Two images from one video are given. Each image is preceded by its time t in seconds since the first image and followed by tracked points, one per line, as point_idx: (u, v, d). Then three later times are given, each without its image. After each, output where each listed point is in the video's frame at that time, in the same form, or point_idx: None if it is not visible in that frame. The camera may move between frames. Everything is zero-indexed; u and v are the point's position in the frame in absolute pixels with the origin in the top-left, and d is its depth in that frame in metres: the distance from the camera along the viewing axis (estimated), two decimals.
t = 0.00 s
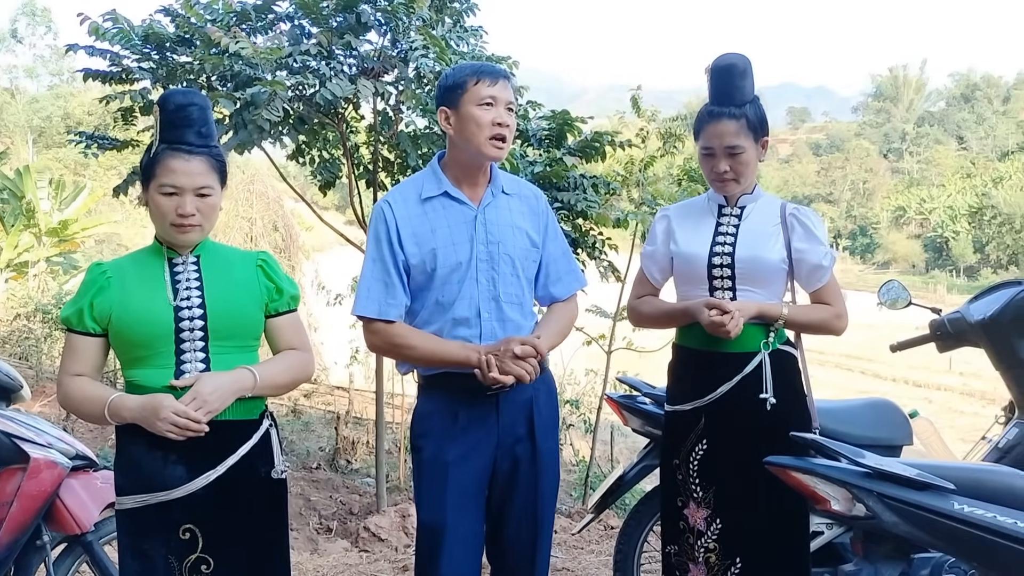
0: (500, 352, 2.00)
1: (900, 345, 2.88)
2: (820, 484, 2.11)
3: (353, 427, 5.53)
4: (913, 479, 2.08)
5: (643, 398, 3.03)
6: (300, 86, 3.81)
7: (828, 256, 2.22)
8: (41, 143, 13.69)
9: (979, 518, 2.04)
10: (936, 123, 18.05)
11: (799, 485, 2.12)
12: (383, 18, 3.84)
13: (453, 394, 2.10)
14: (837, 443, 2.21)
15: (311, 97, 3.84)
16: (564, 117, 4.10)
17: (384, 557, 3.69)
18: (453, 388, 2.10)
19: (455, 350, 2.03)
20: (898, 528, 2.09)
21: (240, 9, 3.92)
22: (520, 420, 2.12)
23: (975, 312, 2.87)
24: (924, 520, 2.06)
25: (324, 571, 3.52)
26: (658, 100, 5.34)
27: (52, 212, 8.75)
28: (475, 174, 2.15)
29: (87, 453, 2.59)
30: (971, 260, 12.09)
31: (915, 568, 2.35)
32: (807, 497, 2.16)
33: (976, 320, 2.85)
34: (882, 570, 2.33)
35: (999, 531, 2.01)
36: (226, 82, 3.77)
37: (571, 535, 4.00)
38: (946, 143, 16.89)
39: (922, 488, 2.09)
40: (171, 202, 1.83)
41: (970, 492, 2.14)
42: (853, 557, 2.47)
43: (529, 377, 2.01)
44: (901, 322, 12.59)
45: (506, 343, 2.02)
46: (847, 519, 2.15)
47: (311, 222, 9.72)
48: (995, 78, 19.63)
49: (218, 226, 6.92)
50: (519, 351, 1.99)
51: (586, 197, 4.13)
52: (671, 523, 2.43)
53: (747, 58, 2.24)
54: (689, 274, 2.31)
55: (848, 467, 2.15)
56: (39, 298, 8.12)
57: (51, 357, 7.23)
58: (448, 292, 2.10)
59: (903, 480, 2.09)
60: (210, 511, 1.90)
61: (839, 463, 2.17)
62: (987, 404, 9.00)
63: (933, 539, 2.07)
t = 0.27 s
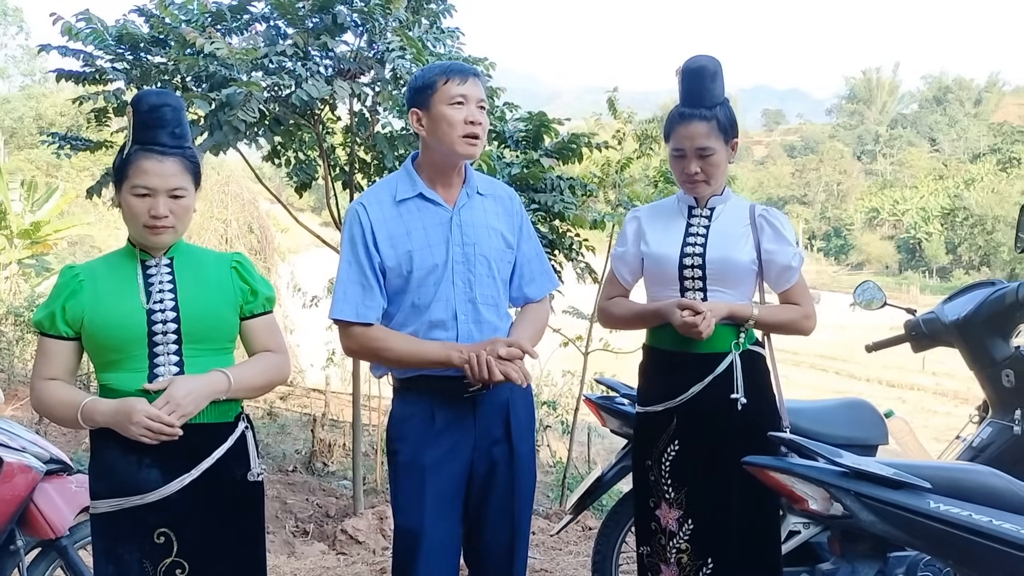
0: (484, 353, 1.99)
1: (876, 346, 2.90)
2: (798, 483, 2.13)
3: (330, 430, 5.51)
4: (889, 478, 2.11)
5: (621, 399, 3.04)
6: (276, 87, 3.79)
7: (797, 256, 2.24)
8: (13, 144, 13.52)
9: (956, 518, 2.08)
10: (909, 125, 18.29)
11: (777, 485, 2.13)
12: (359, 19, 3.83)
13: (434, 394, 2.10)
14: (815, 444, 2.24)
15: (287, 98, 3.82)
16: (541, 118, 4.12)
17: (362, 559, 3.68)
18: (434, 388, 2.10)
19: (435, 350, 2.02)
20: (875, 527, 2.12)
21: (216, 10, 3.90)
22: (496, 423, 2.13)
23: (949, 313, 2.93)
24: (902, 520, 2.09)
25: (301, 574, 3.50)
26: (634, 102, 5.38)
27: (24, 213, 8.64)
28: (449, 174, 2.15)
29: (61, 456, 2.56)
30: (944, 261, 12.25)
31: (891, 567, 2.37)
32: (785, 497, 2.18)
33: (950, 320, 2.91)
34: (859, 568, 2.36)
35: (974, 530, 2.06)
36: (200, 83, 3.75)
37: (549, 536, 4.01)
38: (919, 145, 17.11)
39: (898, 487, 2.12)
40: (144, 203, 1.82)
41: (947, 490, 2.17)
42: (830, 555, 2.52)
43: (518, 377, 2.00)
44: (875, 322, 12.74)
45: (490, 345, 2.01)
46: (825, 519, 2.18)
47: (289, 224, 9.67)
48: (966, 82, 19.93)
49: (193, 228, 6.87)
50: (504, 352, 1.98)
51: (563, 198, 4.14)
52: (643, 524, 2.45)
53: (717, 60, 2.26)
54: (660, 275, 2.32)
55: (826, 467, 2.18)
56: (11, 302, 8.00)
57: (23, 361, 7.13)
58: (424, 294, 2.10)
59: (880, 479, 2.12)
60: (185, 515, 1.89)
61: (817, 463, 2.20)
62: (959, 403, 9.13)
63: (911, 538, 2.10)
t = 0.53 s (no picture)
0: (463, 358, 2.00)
1: (871, 344, 2.90)
2: (793, 483, 2.13)
3: (324, 431, 5.50)
4: (884, 477, 2.11)
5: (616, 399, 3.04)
6: (270, 87, 3.79)
7: (782, 256, 2.25)
8: (6, 145, 13.49)
9: (951, 516, 2.08)
10: (903, 126, 18.34)
11: (772, 484, 2.13)
12: (354, 19, 3.83)
13: (416, 396, 2.10)
14: (808, 443, 2.25)
15: (282, 98, 3.82)
16: (536, 118, 4.10)
17: (357, 560, 3.67)
18: (413, 390, 2.10)
19: (418, 352, 2.03)
20: (870, 527, 2.12)
21: (210, 10, 3.88)
22: (483, 425, 2.13)
23: (944, 312, 2.93)
24: (897, 519, 2.10)
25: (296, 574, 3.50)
26: (629, 102, 5.39)
27: (18, 214, 8.61)
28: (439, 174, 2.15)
29: (56, 457, 2.56)
30: (938, 261, 12.29)
31: (886, 566, 2.37)
32: (779, 496, 2.19)
33: (945, 320, 2.92)
34: (854, 567, 2.37)
35: (969, 529, 2.06)
36: (195, 83, 3.75)
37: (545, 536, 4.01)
38: (913, 145, 17.15)
39: (893, 486, 2.12)
40: (136, 204, 1.81)
41: (942, 489, 2.18)
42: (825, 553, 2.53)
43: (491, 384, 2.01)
44: (870, 322, 12.78)
45: (470, 347, 2.02)
46: (820, 518, 2.17)
47: (284, 225, 9.67)
48: (961, 82, 19.98)
49: (187, 228, 6.86)
50: (482, 357, 1.99)
51: (559, 199, 4.15)
52: (631, 524, 2.45)
53: (702, 60, 2.27)
54: (646, 276, 2.33)
55: (821, 466, 2.18)
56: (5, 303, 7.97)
57: (17, 362, 7.11)
58: (410, 295, 2.11)
59: (875, 478, 2.12)
60: (179, 516, 1.88)
61: (812, 462, 2.20)
62: (954, 403, 9.15)
63: (906, 537, 2.10)
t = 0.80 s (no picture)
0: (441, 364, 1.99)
1: (870, 344, 2.90)
2: (791, 482, 2.13)
3: (324, 431, 5.50)
4: (883, 477, 2.11)
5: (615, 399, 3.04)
6: (269, 88, 3.78)
7: (775, 255, 2.25)
8: (5, 146, 13.48)
9: (949, 517, 2.08)
10: (903, 125, 18.34)
11: (770, 484, 2.14)
12: (352, 19, 3.83)
13: (401, 400, 2.10)
14: (806, 442, 2.25)
15: (280, 98, 3.82)
16: (535, 118, 4.09)
17: (355, 560, 3.67)
18: (399, 393, 2.10)
19: (402, 355, 2.03)
20: (868, 526, 2.11)
21: (209, 10, 3.88)
22: (470, 427, 2.12)
23: (942, 312, 2.93)
24: (895, 519, 2.10)
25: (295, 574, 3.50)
26: (627, 102, 5.38)
27: (17, 215, 8.61)
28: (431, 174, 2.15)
29: (53, 458, 2.55)
30: (937, 261, 12.30)
31: (884, 567, 2.37)
32: (777, 496, 2.19)
33: (943, 319, 2.91)
34: (852, 567, 2.37)
35: (967, 529, 2.06)
36: (194, 83, 3.75)
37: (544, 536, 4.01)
38: (912, 144, 17.15)
39: (891, 486, 2.12)
40: (136, 205, 1.81)
41: (940, 489, 2.18)
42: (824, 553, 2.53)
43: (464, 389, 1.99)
44: (869, 321, 12.79)
45: (449, 351, 2.01)
46: (818, 518, 2.17)
47: (282, 224, 9.67)
48: (960, 82, 19.99)
49: (186, 228, 6.85)
50: (458, 362, 1.98)
51: (557, 199, 4.15)
52: (626, 524, 2.45)
53: (691, 61, 2.27)
54: (639, 277, 2.32)
55: (819, 466, 2.17)
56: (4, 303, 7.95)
57: (16, 362, 7.10)
58: (398, 295, 2.11)
59: (873, 478, 2.12)
60: (178, 517, 1.88)
61: (810, 462, 2.20)
62: (953, 403, 9.16)
63: (905, 538, 2.10)
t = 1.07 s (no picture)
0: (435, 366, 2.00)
1: (871, 344, 2.90)
2: (791, 481, 2.14)
3: (325, 430, 5.51)
4: (884, 476, 2.11)
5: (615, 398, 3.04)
6: (270, 88, 3.79)
7: (774, 254, 2.25)
8: (7, 146, 13.49)
9: (951, 516, 2.08)
10: (904, 124, 18.32)
11: (771, 483, 2.14)
12: (354, 19, 3.83)
13: (395, 400, 2.10)
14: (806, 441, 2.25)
15: (282, 98, 3.82)
16: (536, 118, 4.10)
17: (356, 559, 3.68)
18: (393, 394, 2.10)
19: (393, 357, 2.04)
20: (869, 525, 2.12)
21: (210, 10, 3.88)
22: (464, 428, 2.11)
23: (943, 312, 2.92)
24: (896, 518, 2.10)
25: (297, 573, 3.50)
26: (628, 101, 5.38)
27: (19, 215, 8.62)
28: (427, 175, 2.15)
29: (55, 457, 2.56)
30: (939, 260, 12.29)
31: (885, 565, 2.39)
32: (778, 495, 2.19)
33: (944, 318, 2.91)
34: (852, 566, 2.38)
35: (968, 527, 2.06)
36: (195, 83, 3.76)
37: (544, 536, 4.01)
38: (914, 144, 17.13)
39: (892, 485, 2.13)
40: (139, 203, 1.81)
41: (940, 488, 2.18)
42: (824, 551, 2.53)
43: (458, 391, 2.00)
44: (871, 321, 12.78)
45: (442, 354, 2.02)
46: (818, 517, 2.17)
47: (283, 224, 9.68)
48: (962, 81, 19.97)
49: (187, 228, 6.86)
50: (451, 365, 1.99)
51: (558, 198, 4.15)
52: (625, 523, 2.46)
53: (687, 60, 2.27)
54: (638, 276, 2.32)
55: (819, 465, 2.17)
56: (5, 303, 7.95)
57: (18, 362, 7.11)
58: (391, 296, 2.11)
59: (873, 477, 2.12)
60: (181, 516, 1.89)
61: (811, 461, 2.20)
62: (955, 402, 9.15)
63: (907, 536, 2.10)
